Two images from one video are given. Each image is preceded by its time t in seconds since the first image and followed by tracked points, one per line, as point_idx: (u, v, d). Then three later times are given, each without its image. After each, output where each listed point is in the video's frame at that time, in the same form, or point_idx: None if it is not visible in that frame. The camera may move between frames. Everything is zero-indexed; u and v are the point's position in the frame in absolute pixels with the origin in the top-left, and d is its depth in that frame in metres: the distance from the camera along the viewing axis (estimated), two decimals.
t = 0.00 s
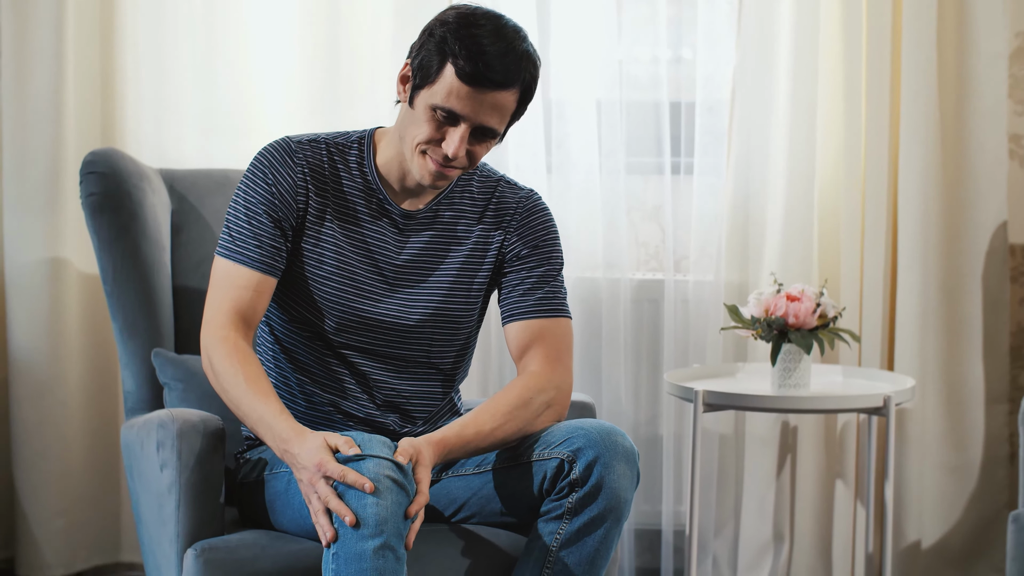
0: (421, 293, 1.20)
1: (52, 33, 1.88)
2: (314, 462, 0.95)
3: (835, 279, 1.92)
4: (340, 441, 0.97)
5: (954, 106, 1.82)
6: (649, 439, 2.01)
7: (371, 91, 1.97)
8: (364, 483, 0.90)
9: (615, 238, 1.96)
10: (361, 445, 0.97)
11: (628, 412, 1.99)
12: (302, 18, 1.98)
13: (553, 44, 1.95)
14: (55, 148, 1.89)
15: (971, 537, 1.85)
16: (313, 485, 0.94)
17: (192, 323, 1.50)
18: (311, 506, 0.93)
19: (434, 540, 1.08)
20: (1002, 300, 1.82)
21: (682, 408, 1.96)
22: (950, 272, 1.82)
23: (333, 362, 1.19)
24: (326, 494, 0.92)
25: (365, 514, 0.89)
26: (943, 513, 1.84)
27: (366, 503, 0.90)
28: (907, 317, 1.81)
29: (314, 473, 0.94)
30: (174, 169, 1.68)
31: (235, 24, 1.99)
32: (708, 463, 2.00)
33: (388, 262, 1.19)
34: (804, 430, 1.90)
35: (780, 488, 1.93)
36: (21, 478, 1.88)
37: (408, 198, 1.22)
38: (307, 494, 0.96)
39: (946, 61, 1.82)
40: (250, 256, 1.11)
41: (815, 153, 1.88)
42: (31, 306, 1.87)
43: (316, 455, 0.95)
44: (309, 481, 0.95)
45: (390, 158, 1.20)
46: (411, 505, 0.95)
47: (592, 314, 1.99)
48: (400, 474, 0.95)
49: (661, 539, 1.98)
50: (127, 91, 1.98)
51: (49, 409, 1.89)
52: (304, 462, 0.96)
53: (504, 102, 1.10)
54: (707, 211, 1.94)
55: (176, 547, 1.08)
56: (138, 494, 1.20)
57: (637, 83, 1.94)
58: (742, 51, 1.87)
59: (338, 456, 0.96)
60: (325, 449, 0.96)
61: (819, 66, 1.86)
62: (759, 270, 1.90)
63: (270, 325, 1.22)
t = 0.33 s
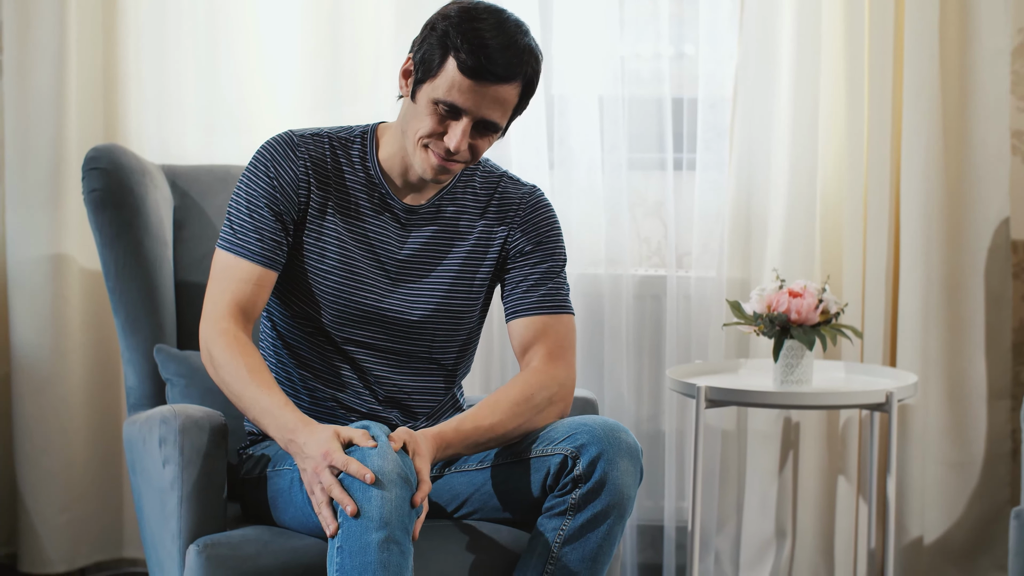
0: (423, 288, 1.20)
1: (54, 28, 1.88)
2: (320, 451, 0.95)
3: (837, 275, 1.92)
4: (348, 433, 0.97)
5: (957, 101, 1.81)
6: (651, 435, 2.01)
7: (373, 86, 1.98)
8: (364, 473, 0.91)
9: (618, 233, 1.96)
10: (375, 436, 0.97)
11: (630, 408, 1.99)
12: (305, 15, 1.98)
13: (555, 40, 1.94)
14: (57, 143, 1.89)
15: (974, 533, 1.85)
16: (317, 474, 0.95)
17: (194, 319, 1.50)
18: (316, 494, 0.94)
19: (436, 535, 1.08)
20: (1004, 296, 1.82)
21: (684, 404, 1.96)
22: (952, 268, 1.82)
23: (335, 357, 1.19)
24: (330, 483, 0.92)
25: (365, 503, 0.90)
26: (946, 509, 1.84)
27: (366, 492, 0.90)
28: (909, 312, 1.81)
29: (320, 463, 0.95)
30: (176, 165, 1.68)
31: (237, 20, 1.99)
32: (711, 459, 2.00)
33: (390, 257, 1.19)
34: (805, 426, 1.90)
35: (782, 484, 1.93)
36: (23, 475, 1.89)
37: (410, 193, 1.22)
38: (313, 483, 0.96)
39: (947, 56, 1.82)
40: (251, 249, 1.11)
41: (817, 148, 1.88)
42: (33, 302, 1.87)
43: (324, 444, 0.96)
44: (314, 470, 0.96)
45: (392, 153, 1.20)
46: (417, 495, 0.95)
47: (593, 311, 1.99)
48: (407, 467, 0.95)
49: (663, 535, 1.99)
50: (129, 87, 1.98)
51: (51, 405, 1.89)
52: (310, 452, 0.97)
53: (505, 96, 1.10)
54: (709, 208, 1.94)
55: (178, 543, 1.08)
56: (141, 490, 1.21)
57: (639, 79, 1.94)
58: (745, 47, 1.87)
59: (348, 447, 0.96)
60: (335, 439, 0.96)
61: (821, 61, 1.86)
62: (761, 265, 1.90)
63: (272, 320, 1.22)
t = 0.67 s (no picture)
0: (426, 286, 1.20)
1: (57, 24, 1.88)
2: (326, 450, 0.96)
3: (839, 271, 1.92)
4: (354, 433, 0.98)
5: (959, 96, 1.81)
6: (654, 431, 2.01)
7: (375, 82, 1.98)
8: (371, 473, 0.91)
9: (620, 229, 1.96)
10: (380, 436, 0.97)
11: (633, 404, 1.99)
12: (307, 13, 1.98)
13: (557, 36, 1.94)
14: (59, 139, 1.89)
15: (975, 529, 1.85)
16: (322, 473, 0.95)
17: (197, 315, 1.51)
18: (321, 493, 0.95)
19: (438, 531, 1.08)
20: (1007, 292, 1.82)
21: (686, 400, 1.96)
22: (955, 263, 1.81)
23: (338, 354, 1.19)
24: (335, 482, 0.93)
25: (371, 503, 0.90)
26: (947, 505, 1.84)
27: (372, 492, 0.91)
28: (911, 308, 1.81)
29: (325, 461, 0.95)
30: (179, 161, 1.69)
31: (240, 16, 1.99)
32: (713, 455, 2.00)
33: (393, 255, 1.20)
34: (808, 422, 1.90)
35: (784, 480, 1.93)
36: (26, 471, 1.89)
37: (412, 190, 1.21)
38: (318, 482, 0.97)
39: (950, 52, 1.81)
40: (254, 246, 1.11)
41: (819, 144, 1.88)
42: (36, 297, 1.88)
43: (329, 443, 0.96)
44: (319, 469, 0.96)
45: (395, 151, 1.20)
46: (416, 488, 0.95)
47: (596, 307, 1.99)
48: (412, 465, 0.96)
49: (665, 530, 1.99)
50: (131, 82, 1.99)
51: (54, 401, 1.90)
52: (315, 450, 0.97)
53: (510, 94, 1.10)
54: (711, 203, 1.94)
55: (180, 538, 1.08)
56: (143, 485, 1.21)
57: (641, 74, 1.94)
58: (747, 43, 1.87)
59: (355, 447, 0.97)
60: (340, 438, 0.97)
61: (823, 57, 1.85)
62: (763, 261, 1.90)
63: (274, 317, 1.22)
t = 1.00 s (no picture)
0: (429, 284, 1.21)
1: (59, 19, 1.88)
2: (330, 449, 0.96)
3: (841, 266, 1.92)
4: (358, 433, 0.97)
5: (961, 90, 1.81)
6: (655, 426, 2.01)
7: (378, 77, 1.98)
8: (381, 475, 0.91)
9: (621, 224, 1.96)
10: (383, 436, 0.97)
11: (634, 399, 1.99)
12: (308, 11, 1.99)
13: (559, 32, 1.94)
14: (61, 133, 1.89)
15: (976, 524, 1.86)
16: (326, 472, 0.95)
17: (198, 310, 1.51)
18: (324, 490, 0.95)
19: (439, 527, 1.09)
20: (1009, 287, 1.82)
21: (688, 395, 1.96)
22: (957, 259, 1.81)
23: (340, 351, 1.20)
24: (342, 481, 0.93)
25: (378, 504, 0.91)
26: (949, 500, 1.84)
27: (380, 493, 0.91)
28: (913, 304, 1.81)
29: (329, 460, 0.95)
30: (181, 156, 1.69)
31: (241, 12, 1.99)
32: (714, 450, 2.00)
33: (396, 253, 1.20)
34: (810, 417, 1.90)
35: (786, 475, 1.93)
36: (27, 466, 1.90)
37: (416, 188, 1.21)
38: (320, 479, 0.97)
39: (951, 47, 1.81)
40: (257, 242, 1.11)
41: (822, 138, 1.88)
42: (38, 293, 1.88)
43: (333, 442, 0.96)
44: (322, 467, 0.96)
45: (397, 149, 1.20)
46: (410, 483, 0.94)
47: (597, 302, 1.99)
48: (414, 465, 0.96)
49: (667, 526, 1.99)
50: (133, 77, 1.99)
51: (56, 397, 1.90)
52: (318, 449, 0.98)
53: (513, 95, 1.10)
54: (713, 199, 1.94)
55: (182, 533, 1.09)
56: (144, 481, 1.22)
57: (643, 69, 1.94)
58: (749, 37, 1.87)
59: (358, 446, 0.96)
60: (342, 437, 0.97)
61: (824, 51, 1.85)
62: (765, 256, 1.90)
63: (276, 313, 1.22)
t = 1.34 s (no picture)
0: (431, 283, 1.21)
1: (60, 14, 1.88)
2: (331, 450, 0.96)
3: (843, 262, 1.92)
4: (357, 435, 0.98)
5: (962, 85, 1.80)
6: (656, 422, 2.01)
7: (379, 72, 1.98)
8: (385, 477, 0.92)
9: (623, 218, 1.96)
10: (380, 440, 0.97)
11: (635, 394, 1.99)
12: (310, 6, 1.99)
13: (561, 26, 1.94)
14: (62, 129, 1.89)
15: (978, 517, 1.86)
16: (328, 473, 0.95)
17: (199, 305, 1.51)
18: (326, 492, 0.95)
19: (441, 522, 1.09)
20: (1010, 282, 1.82)
21: (689, 390, 1.96)
22: (958, 255, 1.81)
23: (342, 349, 1.20)
24: (345, 483, 0.93)
25: (383, 505, 0.91)
26: (950, 496, 1.85)
27: (384, 495, 0.92)
28: (914, 300, 1.81)
29: (330, 462, 0.95)
30: (182, 151, 1.69)
31: (243, 7, 1.99)
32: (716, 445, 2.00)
33: (398, 251, 1.20)
34: (811, 413, 1.90)
35: (787, 471, 1.93)
36: (28, 462, 1.90)
37: (418, 186, 1.21)
38: (320, 480, 0.97)
39: (953, 42, 1.80)
40: (258, 240, 1.11)
41: (824, 132, 1.88)
42: (39, 289, 1.89)
43: (334, 443, 0.97)
44: (323, 469, 0.96)
45: (399, 147, 1.20)
46: (410, 484, 0.95)
47: (598, 297, 2.00)
48: (416, 466, 0.97)
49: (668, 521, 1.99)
50: (134, 72, 1.99)
51: (57, 393, 1.90)
52: (319, 450, 0.98)
53: (515, 95, 1.10)
54: (715, 194, 1.94)
55: (183, 529, 1.09)
56: (145, 476, 1.22)
57: (645, 64, 1.93)
58: (751, 31, 1.86)
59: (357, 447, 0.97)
60: (342, 438, 0.97)
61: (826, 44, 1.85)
62: (766, 251, 1.90)
63: (278, 310, 1.22)
